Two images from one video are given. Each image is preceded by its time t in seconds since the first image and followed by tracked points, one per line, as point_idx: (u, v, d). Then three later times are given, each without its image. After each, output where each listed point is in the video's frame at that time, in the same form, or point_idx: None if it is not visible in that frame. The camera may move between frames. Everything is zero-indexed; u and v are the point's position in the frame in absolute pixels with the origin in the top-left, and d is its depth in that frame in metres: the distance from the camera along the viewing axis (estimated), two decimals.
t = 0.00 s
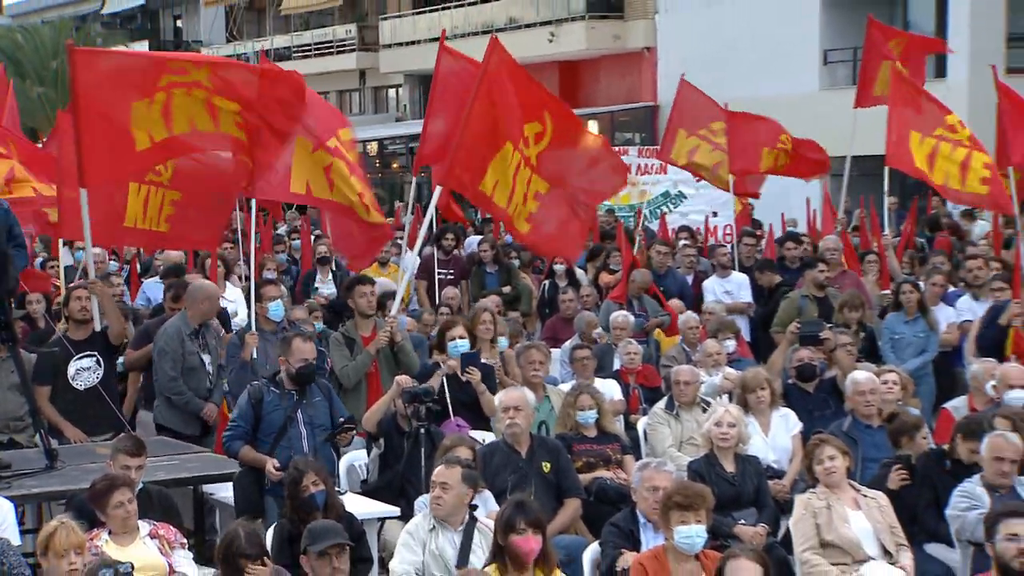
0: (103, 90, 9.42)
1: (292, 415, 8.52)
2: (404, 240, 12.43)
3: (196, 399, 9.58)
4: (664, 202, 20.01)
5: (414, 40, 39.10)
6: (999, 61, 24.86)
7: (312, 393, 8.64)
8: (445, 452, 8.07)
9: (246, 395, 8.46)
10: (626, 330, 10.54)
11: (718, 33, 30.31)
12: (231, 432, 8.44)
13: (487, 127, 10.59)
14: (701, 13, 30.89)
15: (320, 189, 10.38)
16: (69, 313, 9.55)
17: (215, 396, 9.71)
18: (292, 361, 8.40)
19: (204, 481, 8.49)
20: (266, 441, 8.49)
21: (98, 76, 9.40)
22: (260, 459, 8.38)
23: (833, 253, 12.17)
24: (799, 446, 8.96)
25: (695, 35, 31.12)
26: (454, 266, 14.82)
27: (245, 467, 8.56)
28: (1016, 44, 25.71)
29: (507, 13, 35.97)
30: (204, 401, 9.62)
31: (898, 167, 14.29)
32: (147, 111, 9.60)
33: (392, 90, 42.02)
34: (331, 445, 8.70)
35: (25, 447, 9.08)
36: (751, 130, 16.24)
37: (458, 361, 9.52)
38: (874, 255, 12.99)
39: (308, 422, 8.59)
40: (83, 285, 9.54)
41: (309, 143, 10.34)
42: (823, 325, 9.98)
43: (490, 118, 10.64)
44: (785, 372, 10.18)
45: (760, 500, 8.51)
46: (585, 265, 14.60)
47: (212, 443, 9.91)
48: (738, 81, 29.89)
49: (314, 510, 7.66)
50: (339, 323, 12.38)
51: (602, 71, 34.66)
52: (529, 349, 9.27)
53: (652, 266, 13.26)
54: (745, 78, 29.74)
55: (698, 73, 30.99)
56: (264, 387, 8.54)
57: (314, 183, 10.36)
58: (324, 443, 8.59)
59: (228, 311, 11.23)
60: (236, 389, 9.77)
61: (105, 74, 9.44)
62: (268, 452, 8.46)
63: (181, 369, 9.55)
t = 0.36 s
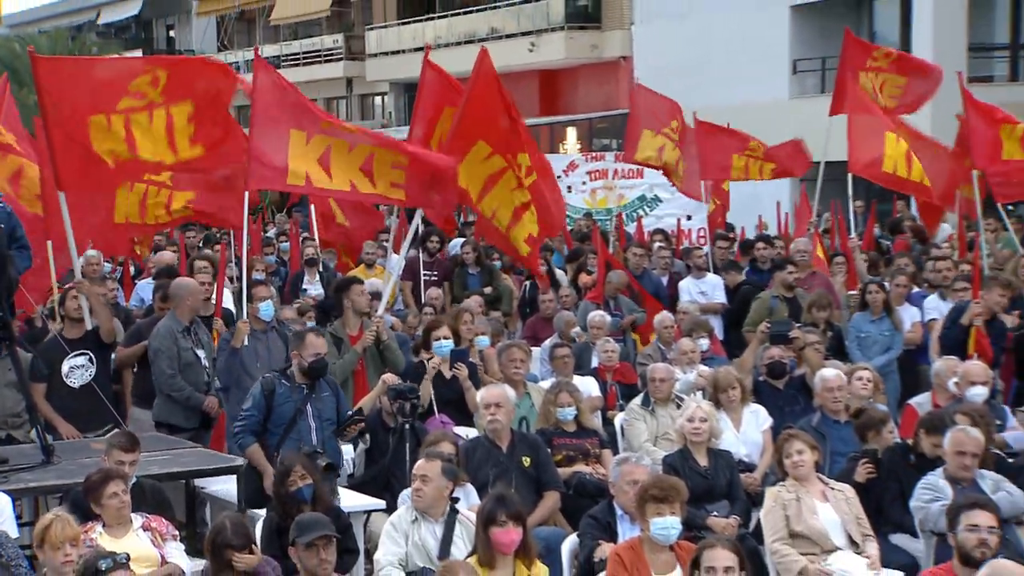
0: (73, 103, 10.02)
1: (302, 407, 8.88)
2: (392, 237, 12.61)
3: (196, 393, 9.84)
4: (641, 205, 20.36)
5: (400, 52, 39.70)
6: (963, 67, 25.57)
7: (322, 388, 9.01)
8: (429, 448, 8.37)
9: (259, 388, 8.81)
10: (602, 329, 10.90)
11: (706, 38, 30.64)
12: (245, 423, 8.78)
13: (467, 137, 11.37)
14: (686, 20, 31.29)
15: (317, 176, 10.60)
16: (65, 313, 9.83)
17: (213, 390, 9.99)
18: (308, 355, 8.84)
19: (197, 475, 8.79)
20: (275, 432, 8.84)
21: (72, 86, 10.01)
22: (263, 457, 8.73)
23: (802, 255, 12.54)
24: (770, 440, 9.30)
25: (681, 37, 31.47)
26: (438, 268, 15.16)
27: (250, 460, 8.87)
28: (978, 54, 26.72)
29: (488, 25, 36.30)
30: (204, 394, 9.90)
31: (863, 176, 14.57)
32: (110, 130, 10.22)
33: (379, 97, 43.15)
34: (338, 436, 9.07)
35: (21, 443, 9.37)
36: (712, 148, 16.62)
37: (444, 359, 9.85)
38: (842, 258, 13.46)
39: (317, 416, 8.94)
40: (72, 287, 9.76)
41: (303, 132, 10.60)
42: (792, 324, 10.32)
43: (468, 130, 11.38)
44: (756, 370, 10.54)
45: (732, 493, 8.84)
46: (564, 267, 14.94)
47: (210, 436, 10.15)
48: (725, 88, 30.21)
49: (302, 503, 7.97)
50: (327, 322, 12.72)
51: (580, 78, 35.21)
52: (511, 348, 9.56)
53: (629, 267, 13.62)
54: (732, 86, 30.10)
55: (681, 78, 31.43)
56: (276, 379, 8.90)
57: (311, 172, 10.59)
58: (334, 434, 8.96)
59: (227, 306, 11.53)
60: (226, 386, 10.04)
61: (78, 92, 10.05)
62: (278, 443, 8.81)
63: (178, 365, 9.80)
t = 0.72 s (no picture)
0: (75, 113, 10.52)
1: (298, 403, 9.19)
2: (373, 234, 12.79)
3: (182, 389, 10.22)
4: (612, 210, 20.93)
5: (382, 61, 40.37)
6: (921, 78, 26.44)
7: (317, 385, 9.33)
8: (408, 442, 8.68)
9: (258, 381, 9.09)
10: (574, 327, 11.28)
11: (693, 44, 30.85)
12: (242, 417, 9.03)
13: (447, 135, 11.63)
14: (662, 30, 31.58)
15: (288, 180, 10.78)
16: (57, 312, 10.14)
17: (199, 386, 10.36)
18: (302, 354, 9.12)
19: (184, 469, 9.11)
20: (271, 425, 9.11)
21: (78, 92, 10.54)
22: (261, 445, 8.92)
23: (768, 256, 12.96)
24: (736, 434, 9.67)
25: (665, 40, 31.55)
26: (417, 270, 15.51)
27: (241, 454, 9.15)
28: (936, 63, 27.55)
29: (465, 34, 36.90)
30: (189, 391, 10.26)
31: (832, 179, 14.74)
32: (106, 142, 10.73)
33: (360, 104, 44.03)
34: (330, 431, 9.39)
35: (12, 438, 9.66)
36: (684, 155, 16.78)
37: (424, 357, 10.17)
38: (806, 258, 13.94)
39: (312, 412, 9.26)
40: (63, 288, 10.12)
41: (274, 134, 10.78)
42: (758, 324, 10.55)
43: (447, 130, 11.64)
44: (723, 367, 10.93)
45: (699, 485, 9.19)
46: (539, 267, 15.31)
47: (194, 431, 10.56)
48: (709, 92, 30.50)
49: (285, 496, 8.28)
50: (310, 322, 13.04)
51: (554, 86, 35.79)
52: (487, 347, 9.93)
53: (601, 268, 14.00)
54: (716, 90, 30.34)
55: (665, 80, 31.58)
56: (274, 374, 9.20)
57: (282, 175, 10.76)
58: (327, 429, 9.28)
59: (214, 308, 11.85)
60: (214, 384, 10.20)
61: (80, 98, 10.54)
62: (273, 435, 9.08)
63: (165, 363, 10.18)
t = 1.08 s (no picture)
0: (82, 109, 10.66)
1: (287, 399, 9.50)
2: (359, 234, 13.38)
3: (167, 389, 10.49)
4: (590, 211, 21.62)
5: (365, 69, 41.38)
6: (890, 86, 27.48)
7: (304, 382, 9.63)
8: (391, 437, 9.00)
9: (248, 378, 9.38)
10: (552, 327, 11.63)
11: (667, 54, 31.90)
12: (233, 413, 9.32)
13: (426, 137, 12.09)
14: (637, 42, 32.77)
15: (276, 184, 11.25)
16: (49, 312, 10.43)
17: (184, 384, 10.64)
18: (293, 353, 9.38)
19: (174, 464, 9.42)
20: (261, 420, 9.44)
21: (80, 90, 10.67)
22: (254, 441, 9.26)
23: (740, 257, 13.33)
24: (708, 429, 10.02)
25: (653, 45, 32.39)
26: (400, 272, 15.87)
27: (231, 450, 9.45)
28: (899, 72, 28.31)
29: (447, 43, 38.05)
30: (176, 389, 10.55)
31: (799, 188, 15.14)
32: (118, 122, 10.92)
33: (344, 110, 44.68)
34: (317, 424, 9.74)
35: (6, 435, 9.94)
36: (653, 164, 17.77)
37: (408, 356, 10.45)
38: (776, 260, 14.31)
39: (301, 409, 9.58)
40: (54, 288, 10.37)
41: (264, 139, 11.29)
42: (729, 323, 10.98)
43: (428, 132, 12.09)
44: (696, 365, 11.29)
45: (673, 479, 9.53)
46: (519, 268, 15.67)
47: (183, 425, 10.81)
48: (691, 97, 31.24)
49: (272, 490, 8.60)
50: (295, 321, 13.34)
51: (533, 93, 36.72)
52: (469, 345, 10.25)
53: (578, 269, 14.37)
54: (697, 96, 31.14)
55: (651, 80, 32.41)
56: (263, 372, 9.49)
57: (272, 180, 11.24)
58: (316, 425, 9.62)
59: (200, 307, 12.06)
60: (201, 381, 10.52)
61: (86, 93, 10.71)
62: (264, 430, 9.41)
63: (150, 363, 10.48)
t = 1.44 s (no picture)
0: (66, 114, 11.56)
1: (266, 396, 9.83)
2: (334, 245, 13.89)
3: (148, 385, 10.62)
4: (561, 216, 21.91)
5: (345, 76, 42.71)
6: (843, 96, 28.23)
7: (281, 379, 9.98)
8: (368, 433, 9.33)
9: (227, 376, 9.72)
10: (524, 326, 11.99)
11: (635, 61, 32.97)
12: (213, 409, 9.65)
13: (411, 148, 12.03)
14: (605, 50, 33.87)
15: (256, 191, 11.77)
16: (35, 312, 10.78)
17: (165, 382, 10.77)
18: (270, 351, 9.74)
19: (157, 459, 9.75)
20: (242, 416, 9.76)
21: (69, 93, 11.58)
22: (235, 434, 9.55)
23: (705, 258, 13.76)
24: (674, 424, 10.40)
25: (623, 53, 33.36)
26: (376, 273, 16.24)
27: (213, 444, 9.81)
28: (856, 81, 28.79)
29: (423, 51, 39.20)
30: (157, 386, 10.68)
31: (750, 187, 15.54)
32: (88, 125, 11.71)
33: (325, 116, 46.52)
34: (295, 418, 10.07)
35: None
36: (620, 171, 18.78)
37: (383, 354, 10.81)
38: (739, 260, 14.71)
39: (280, 404, 9.91)
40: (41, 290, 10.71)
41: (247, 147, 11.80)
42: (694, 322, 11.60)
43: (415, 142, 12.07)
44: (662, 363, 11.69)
45: (640, 472, 9.89)
46: (491, 268, 16.04)
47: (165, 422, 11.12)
48: (663, 102, 32.08)
49: (252, 483, 8.92)
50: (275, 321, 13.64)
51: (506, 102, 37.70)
52: (444, 344, 10.61)
53: (549, 271, 14.77)
54: (664, 102, 32.12)
55: (627, 89, 33.27)
56: (242, 370, 9.82)
57: (252, 188, 11.76)
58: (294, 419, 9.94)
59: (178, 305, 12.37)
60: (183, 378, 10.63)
61: (70, 97, 11.60)
62: (244, 426, 9.73)
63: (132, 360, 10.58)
